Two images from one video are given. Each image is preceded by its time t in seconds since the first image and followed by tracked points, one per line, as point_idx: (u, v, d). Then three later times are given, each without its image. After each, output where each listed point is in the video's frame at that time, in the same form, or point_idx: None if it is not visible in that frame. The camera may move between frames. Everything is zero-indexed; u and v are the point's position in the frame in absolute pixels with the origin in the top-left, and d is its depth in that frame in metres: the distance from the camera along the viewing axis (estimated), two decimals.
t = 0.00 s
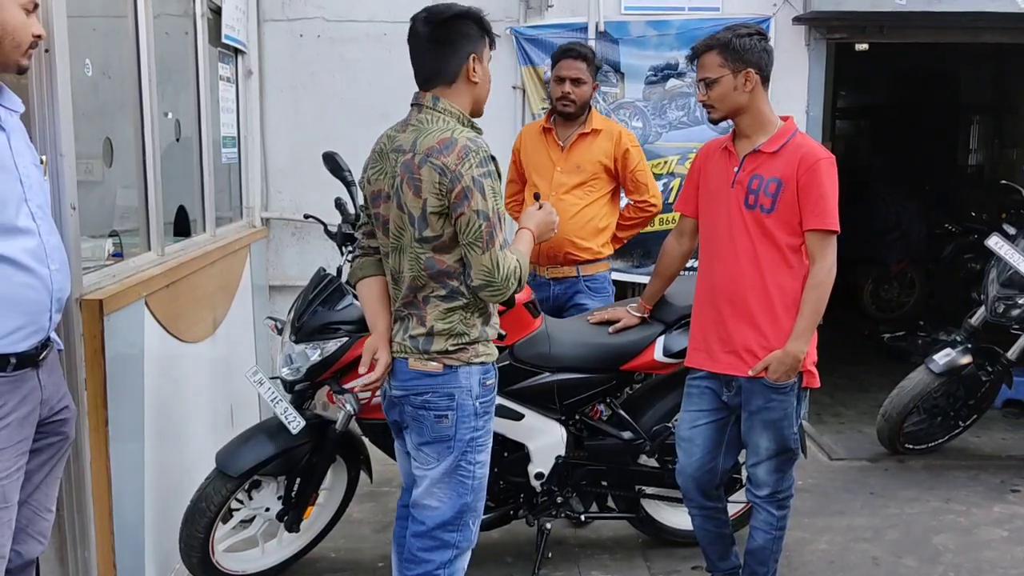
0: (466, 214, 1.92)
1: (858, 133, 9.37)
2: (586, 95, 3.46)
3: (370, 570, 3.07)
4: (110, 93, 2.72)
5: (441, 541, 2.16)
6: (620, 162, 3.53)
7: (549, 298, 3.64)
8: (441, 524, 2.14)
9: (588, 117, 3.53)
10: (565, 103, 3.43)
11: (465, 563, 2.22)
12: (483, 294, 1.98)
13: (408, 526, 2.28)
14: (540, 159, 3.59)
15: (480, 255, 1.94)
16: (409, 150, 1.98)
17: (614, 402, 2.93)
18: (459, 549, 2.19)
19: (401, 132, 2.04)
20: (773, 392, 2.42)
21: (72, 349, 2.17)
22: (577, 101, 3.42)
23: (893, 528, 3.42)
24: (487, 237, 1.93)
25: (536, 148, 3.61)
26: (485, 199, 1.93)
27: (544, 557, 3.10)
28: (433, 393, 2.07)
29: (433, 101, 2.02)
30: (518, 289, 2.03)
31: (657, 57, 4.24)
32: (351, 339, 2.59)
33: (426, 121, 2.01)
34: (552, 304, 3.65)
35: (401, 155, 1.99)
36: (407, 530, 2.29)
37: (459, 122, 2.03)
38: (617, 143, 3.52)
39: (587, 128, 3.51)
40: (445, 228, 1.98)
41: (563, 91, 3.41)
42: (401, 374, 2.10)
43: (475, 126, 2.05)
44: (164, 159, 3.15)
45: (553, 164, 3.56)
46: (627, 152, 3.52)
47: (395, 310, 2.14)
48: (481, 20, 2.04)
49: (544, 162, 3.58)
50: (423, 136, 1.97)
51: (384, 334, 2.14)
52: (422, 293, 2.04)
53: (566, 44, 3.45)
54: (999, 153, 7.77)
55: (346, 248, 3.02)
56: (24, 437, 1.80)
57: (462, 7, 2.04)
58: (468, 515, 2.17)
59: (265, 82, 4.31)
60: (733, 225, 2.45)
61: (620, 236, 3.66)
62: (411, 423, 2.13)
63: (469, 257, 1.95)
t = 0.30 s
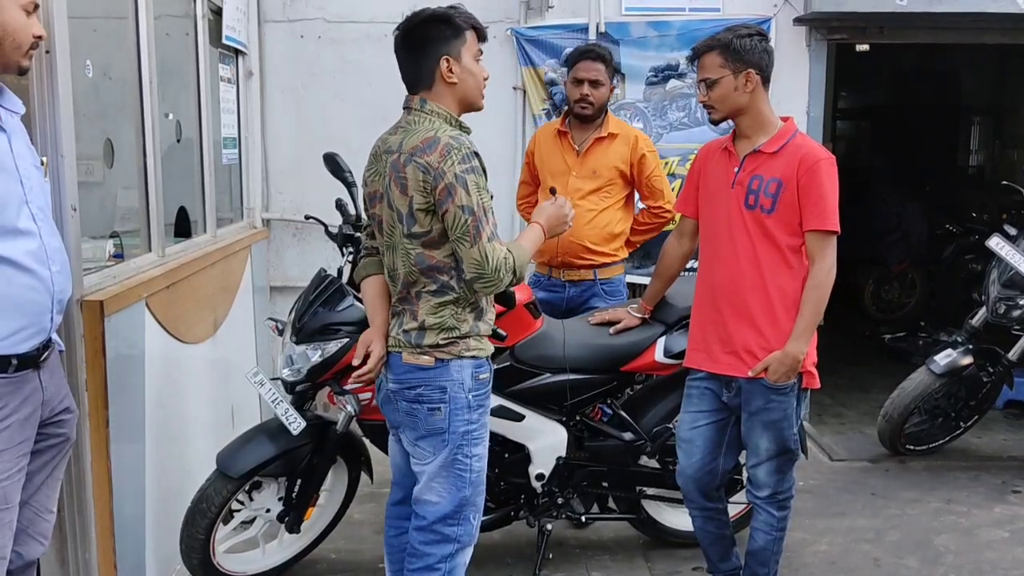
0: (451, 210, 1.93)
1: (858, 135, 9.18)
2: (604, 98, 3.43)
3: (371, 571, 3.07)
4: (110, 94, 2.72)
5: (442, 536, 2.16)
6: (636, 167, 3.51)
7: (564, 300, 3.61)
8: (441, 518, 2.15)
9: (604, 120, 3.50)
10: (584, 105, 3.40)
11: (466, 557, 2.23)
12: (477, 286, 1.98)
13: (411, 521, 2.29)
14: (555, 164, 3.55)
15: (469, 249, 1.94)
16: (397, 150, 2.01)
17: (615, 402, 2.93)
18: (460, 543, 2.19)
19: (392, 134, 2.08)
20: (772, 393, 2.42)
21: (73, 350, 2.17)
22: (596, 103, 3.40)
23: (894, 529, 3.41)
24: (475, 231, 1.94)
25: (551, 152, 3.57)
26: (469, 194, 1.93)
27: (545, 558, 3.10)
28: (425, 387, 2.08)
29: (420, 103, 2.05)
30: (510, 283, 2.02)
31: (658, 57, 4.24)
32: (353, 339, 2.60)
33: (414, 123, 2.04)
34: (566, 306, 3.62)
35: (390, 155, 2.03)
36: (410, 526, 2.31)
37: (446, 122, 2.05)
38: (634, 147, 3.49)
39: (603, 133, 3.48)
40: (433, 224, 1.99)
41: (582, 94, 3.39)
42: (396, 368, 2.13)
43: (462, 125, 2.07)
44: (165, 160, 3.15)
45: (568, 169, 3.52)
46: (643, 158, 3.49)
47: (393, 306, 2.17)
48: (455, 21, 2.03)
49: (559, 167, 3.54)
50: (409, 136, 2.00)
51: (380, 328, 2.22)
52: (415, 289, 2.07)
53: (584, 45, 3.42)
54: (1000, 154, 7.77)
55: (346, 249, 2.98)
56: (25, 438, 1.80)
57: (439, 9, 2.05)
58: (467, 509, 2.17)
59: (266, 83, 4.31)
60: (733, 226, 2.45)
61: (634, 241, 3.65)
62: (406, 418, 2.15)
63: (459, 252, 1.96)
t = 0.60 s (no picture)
0: (452, 208, 1.93)
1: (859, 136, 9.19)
2: (606, 100, 3.42)
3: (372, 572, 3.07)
4: (111, 95, 2.72)
5: (445, 533, 2.16)
6: (640, 169, 3.50)
7: (565, 302, 3.61)
8: (443, 515, 2.15)
9: (608, 122, 3.50)
10: (584, 108, 3.40)
11: (469, 555, 2.23)
12: (493, 273, 1.99)
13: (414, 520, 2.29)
14: (559, 163, 3.55)
15: (479, 240, 1.95)
16: (391, 151, 2.03)
17: (616, 403, 2.93)
18: (463, 541, 2.19)
19: (387, 136, 2.09)
20: (772, 394, 2.42)
21: (73, 351, 2.17)
22: (596, 106, 3.39)
23: (895, 530, 3.41)
24: (481, 223, 1.94)
25: (554, 151, 3.57)
26: (469, 189, 1.94)
27: (545, 559, 3.10)
28: (419, 384, 2.09)
29: (415, 105, 2.06)
30: (528, 271, 2.02)
31: (659, 58, 4.24)
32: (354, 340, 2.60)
33: (407, 124, 2.04)
34: (567, 308, 3.61)
35: (384, 156, 2.04)
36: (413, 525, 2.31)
37: (440, 123, 2.05)
38: (638, 148, 3.49)
39: (608, 134, 3.48)
40: (430, 222, 2.00)
41: (582, 97, 3.39)
42: (391, 366, 2.14)
43: (455, 126, 2.07)
44: (165, 161, 3.15)
45: (571, 169, 3.52)
46: (647, 159, 3.49)
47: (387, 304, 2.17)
48: (447, 26, 2.03)
49: (563, 166, 3.55)
50: (403, 137, 2.01)
51: (376, 327, 2.23)
52: (408, 287, 2.07)
53: (586, 47, 3.40)
54: (1000, 155, 7.77)
55: (347, 250, 2.98)
56: (26, 439, 1.80)
57: (431, 13, 2.05)
58: (468, 506, 2.17)
59: (267, 84, 4.32)
60: (732, 226, 2.45)
61: (636, 243, 3.64)
62: (403, 417, 2.15)
63: (468, 245, 1.96)
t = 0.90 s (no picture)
0: (457, 204, 1.95)
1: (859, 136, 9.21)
2: (601, 101, 3.40)
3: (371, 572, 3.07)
4: (111, 96, 2.72)
5: (448, 533, 2.16)
6: (638, 169, 3.50)
7: (564, 303, 3.61)
8: (445, 515, 2.15)
9: (607, 122, 3.50)
10: (579, 109, 3.39)
11: (472, 554, 2.22)
12: (505, 259, 2.02)
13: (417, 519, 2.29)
14: (558, 162, 3.55)
15: (489, 230, 1.97)
16: (388, 152, 2.03)
17: (616, 404, 2.93)
18: (466, 540, 2.19)
19: (384, 137, 2.09)
20: (773, 394, 2.42)
21: (73, 351, 2.17)
22: (591, 107, 3.38)
23: (895, 531, 3.41)
24: (488, 215, 1.96)
25: (554, 150, 3.57)
26: (471, 185, 1.95)
27: (545, 560, 3.10)
28: (414, 383, 2.09)
29: (411, 107, 2.06)
30: (541, 258, 2.05)
31: (659, 58, 4.25)
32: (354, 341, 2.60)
33: (403, 124, 2.05)
34: (566, 309, 3.61)
35: (381, 156, 2.04)
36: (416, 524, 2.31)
37: (436, 124, 2.05)
38: (637, 148, 3.49)
39: (607, 134, 3.48)
40: (430, 221, 2.00)
41: (577, 98, 3.38)
42: (387, 365, 2.14)
43: (452, 127, 2.07)
44: (165, 162, 3.15)
45: (571, 169, 3.53)
46: (646, 160, 3.49)
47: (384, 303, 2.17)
48: (442, 27, 2.03)
49: (563, 166, 3.55)
50: (400, 137, 2.01)
51: (373, 327, 2.22)
52: (404, 287, 2.08)
53: (581, 47, 3.38)
54: (1000, 155, 7.77)
55: (348, 250, 2.97)
56: (25, 440, 1.80)
57: (426, 15, 2.05)
58: (470, 505, 2.17)
59: (267, 84, 4.32)
60: (731, 227, 2.45)
61: (634, 243, 3.64)
62: (400, 416, 2.15)
63: (478, 237, 1.98)
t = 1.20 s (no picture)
0: (462, 201, 1.95)
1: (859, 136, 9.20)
2: (601, 102, 3.40)
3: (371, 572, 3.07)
4: (111, 96, 2.71)
5: (441, 534, 2.16)
6: (639, 169, 3.50)
7: (565, 303, 3.61)
8: (438, 515, 2.14)
9: (607, 122, 3.50)
10: (579, 110, 3.38)
11: (466, 555, 2.22)
12: (513, 252, 2.02)
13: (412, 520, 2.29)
14: (559, 163, 3.55)
15: (495, 226, 1.97)
16: (388, 152, 2.02)
17: (616, 404, 2.93)
18: (459, 541, 2.18)
19: (383, 137, 2.08)
20: (774, 394, 2.42)
21: (73, 352, 2.17)
22: (591, 108, 3.37)
23: (895, 531, 3.41)
24: (494, 211, 1.96)
25: (554, 150, 3.57)
26: (475, 183, 1.95)
27: (545, 560, 3.10)
28: (413, 384, 2.09)
29: (410, 106, 2.06)
30: (549, 250, 2.05)
31: (659, 58, 4.24)
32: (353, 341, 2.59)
33: (403, 124, 2.04)
34: (567, 309, 3.61)
35: (382, 157, 2.04)
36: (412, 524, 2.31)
37: (436, 123, 2.05)
38: (638, 148, 3.49)
39: (607, 134, 3.48)
40: (433, 220, 2.00)
41: (577, 98, 3.37)
42: (386, 366, 2.14)
43: (451, 126, 2.06)
44: (165, 162, 3.14)
45: (571, 169, 3.52)
46: (647, 160, 3.49)
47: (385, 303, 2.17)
48: (440, 26, 2.02)
49: (563, 167, 3.54)
50: (401, 137, 2.01)
51: (372, 326, 2.22)
52: (405, 287, 2.07)
53: (580, 48, 3.38)
54: (1000, 155, 7.77)
55: (348, 250, 2.97)
56: (24, 440, 1.80)
57: (425, 13, 2.05)
58: (464, 506, 2.16)
59: (267, 84, 4.31)
60: (731, 227, 2.44)
61: (636, 243, 3.61)
62: (398, 416, 2.15)
63: (485, 232, 1.99)
